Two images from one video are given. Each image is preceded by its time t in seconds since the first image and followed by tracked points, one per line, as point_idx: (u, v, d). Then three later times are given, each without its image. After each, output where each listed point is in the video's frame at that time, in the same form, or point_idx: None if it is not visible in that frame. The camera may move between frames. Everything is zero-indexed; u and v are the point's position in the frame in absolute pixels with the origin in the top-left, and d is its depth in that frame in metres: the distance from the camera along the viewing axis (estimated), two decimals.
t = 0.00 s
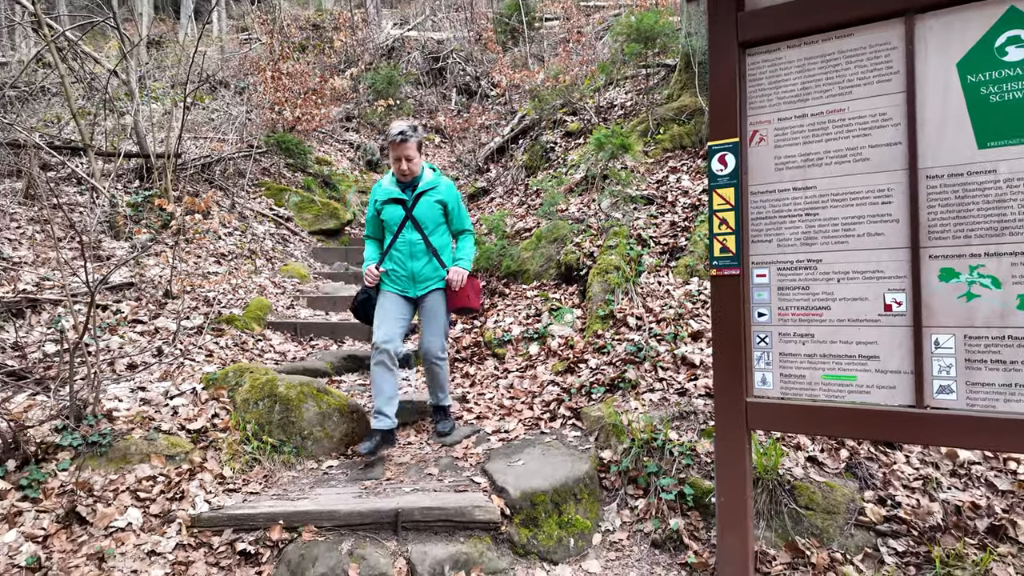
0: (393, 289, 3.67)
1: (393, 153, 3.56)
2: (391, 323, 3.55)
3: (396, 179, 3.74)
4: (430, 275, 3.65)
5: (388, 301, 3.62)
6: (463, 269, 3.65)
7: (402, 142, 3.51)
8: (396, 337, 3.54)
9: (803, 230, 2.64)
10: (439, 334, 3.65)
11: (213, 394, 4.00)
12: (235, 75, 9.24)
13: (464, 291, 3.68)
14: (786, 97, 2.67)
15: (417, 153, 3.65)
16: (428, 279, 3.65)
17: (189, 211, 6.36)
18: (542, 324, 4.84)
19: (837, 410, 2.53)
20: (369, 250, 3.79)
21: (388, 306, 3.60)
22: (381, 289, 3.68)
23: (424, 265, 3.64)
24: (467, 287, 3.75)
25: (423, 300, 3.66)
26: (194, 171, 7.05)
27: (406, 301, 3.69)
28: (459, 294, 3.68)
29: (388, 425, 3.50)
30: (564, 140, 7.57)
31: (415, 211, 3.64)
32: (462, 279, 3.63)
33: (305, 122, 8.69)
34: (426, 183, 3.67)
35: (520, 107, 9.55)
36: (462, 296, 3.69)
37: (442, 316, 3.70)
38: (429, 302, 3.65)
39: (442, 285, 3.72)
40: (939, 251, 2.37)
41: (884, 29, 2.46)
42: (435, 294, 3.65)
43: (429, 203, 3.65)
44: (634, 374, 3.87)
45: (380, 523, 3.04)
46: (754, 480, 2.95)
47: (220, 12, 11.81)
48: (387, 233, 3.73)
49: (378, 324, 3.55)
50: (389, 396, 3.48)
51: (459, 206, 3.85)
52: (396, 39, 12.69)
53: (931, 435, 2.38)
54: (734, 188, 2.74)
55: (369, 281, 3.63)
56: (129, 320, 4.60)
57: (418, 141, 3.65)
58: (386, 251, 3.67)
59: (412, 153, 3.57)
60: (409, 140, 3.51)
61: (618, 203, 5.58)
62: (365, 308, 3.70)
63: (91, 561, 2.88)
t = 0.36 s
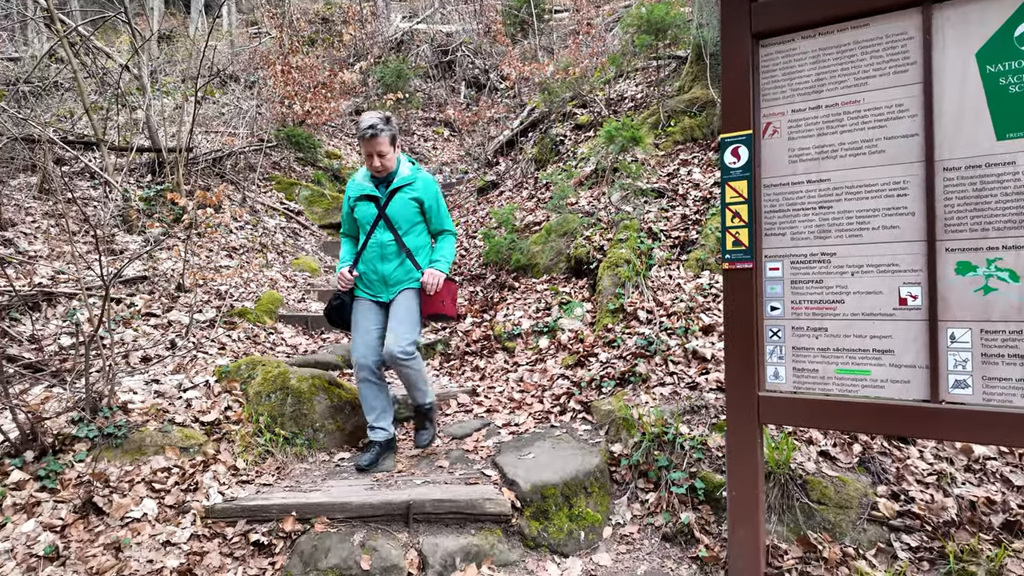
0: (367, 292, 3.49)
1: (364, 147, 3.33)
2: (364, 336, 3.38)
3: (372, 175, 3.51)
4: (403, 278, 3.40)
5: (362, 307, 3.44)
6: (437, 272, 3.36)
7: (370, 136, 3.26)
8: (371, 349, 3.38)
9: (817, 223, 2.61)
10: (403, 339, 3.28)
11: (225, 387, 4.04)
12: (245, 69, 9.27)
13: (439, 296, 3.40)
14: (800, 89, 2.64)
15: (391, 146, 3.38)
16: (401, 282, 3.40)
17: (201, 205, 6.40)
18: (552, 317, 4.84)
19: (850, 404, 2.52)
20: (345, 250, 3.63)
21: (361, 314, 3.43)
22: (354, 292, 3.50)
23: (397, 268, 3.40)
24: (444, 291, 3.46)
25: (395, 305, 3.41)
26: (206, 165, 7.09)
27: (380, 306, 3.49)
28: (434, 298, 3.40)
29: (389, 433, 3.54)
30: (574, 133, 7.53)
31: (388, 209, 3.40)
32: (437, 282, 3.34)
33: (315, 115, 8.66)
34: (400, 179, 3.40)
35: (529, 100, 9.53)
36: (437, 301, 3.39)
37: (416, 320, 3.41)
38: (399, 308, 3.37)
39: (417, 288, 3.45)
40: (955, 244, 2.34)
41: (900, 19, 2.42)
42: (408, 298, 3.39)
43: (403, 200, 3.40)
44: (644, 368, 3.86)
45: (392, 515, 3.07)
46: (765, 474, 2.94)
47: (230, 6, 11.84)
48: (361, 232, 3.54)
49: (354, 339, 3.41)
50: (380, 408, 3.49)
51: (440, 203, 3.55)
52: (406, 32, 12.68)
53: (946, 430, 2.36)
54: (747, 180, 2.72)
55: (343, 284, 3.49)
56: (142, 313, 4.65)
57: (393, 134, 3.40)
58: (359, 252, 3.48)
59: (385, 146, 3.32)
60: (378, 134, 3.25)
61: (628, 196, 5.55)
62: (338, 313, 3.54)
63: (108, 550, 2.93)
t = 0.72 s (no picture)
0: (356, 294, 3.39)
1: (354, 144, 3.25)
2: (339, 342, 3.21)
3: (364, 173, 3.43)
4: (391, 280, 3.28)
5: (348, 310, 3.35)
6: (425, 275, 3.19)
7: (358, 132, 3.17)
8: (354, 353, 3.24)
9: (836, 217, 2.58)
10: (390, 362, 3.19)
11: (244, 380, 4.09)
12: (259, 66, 9.33)
13: (427, 301, 3.21)
14: (819, 81, 2.60)
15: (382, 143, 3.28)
16: (390, 284, 3.28)
17: (218, 201, 6.47)
18: (567, 313, 4.84)
19: (870, 401, 2.49)
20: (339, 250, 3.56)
21: (344, 317, 3.31)
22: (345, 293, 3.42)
23: (384, 270, 3.28)
24: (434, 297, 3.27)
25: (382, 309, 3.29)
26: (222, 162, 7.17)
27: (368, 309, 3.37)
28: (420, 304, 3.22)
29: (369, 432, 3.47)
30: (588, 128, 7.50)
31: (377, 208, 3.30)
32: (423, 287, 3.17)
33: (329, 113, 8.84)
34: (391, 176, 3.30)
35: (543, 94, 9.51)
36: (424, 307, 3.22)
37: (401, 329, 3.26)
38: (387, 313, 3.25)
39: (405, 292, 3.29)
40: (979, 238, 2.30)
41: (924, 8, 2.37)
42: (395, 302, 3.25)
43: (392, 198, 3.28)
44: (660, 364, 3.85)
45: (408, 509, 3.10)
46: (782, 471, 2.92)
47: (245, 4, 11.91)
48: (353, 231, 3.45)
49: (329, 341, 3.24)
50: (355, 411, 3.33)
51: (434, 202, 3.39)
52: (419, 27, 12.70)
53: (968, 427, 2.33)
54: (765, 174, 2.69)
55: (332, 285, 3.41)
56: (161, 308, 4.71)
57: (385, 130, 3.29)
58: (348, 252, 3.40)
59: (374, 141, 3.21)
60: (368, 127, 3.15)
61: (643, 191, 5.52)
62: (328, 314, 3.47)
63: (131, 541, 2.99)
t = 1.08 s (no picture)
0: (341, 306, 3.20)
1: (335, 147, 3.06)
2: (330, 362, 3.05)
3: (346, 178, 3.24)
4: (377, 290, 3.10)
5: (334, 323, 3.17)
6: (412, 283, 3.00)
7: (337, 136, 2.99)
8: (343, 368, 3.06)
9: (864, 214, 2.54)
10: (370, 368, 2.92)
11: (269, 377, 4.17)
12: (281, 66, 9.45)
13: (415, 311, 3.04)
14: (846, 76, 2.56)
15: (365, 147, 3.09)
16: (375, 294, 3.10)
17: (243, 201, 6.58)
18: (587, 311, 4.84)
19: (898, 401, 2.46)
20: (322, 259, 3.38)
21: (331, 331, 3.14)
22: (329, 305, 3.23)
23: (369, 280, 3.09)
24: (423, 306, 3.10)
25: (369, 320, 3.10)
26: (246, 162, 7.30)
27: (354, 320, 3.18)
28: (409, 314, 3.05)
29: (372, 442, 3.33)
30: (608, 125, 7.47)
31: (360, 215, 3.10)
32: (412, 296, 2.99)
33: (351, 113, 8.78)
34: (374, 182, 3.10)
35: (562, 92, 9.50)
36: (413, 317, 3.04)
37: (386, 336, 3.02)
38: (373, 322, 3.05)
39: (393, 302, 3.11)
40: (1012, 236, 2.25)
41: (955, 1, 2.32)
42: (382, 313, 3.07)
43: (376, 205, 3.09)
44: (682, 362, 3.84)
45: (431, 505, 3.15)
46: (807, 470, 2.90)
47: (266, 5, 12.07)
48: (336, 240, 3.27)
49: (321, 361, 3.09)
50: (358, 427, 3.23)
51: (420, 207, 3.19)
52: (438, 26, 12.77)
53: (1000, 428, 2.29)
54: (791, 171, 2.66)
55: (317, 298, 3.23)
56: (189, 306, 4.82)
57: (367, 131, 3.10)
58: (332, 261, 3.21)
59: (355, 143, 3.02)
60: (351, 129, 2.96)
61: (664, 188, 5.49)
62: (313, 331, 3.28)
63: (162, 533, 3.06)
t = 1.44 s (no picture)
0: (339, 338, 2.79)
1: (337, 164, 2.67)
2: (326, 402, 2.74)
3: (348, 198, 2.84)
4: (379, 322, 2.68)
5: (331, 359, 2.78)
6: (421, 315, 2.62)
7: (339, 151, 2.60)
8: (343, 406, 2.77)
9: (892, 211, 2.50)
10: (376, 420, 2.58)
11: (295, 374, 4.24)
12: (305, 69, 9.59)
13: (425, 345, 2.67)
14: (874, 70, 2.52)
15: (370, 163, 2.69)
16: (378, 327, 2.68)
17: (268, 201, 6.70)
18: (608, 310, 4.83)
19: (928, 400, 2.42)
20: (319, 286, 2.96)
21: (327, 369, 2.77)
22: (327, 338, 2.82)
23: (371, 311, 2.68)
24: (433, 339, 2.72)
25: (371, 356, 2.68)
26: (271, 163, 7.43)
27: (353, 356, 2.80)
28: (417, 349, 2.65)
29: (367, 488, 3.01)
30: (629, 122, 7.43)
31: (364, 239, 2.69)
32: (421, 329, 2.60)
33: (373, 113, 9.06)
34: (379, 203, 2.70)
35: (583, 90, 9.48)
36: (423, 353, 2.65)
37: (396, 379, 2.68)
38: (376, 360, 2.66)
39: (399, 335, 2.71)
40: None
41: None
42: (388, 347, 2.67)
43: (381, 230, 2.68)
44: (705, 361, 3.82)
45: (453, 501, 3.17)
46: (834, 471, 2.86)
47: (290, 9, 12.26)
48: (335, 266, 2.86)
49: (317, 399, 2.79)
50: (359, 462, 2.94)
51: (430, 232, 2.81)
52: (458, 26, 12.84)
53: None
54: (817, 167, 2.63)
55: (311, 328, 2.82)
56: (216, 305, 4.91)
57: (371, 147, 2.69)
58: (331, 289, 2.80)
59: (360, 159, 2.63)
60: (356, 144, 2.57)
61: (687, 185, 5.45)
62: (309, 365, 2.87)
63: (191, 526, 3.10)
